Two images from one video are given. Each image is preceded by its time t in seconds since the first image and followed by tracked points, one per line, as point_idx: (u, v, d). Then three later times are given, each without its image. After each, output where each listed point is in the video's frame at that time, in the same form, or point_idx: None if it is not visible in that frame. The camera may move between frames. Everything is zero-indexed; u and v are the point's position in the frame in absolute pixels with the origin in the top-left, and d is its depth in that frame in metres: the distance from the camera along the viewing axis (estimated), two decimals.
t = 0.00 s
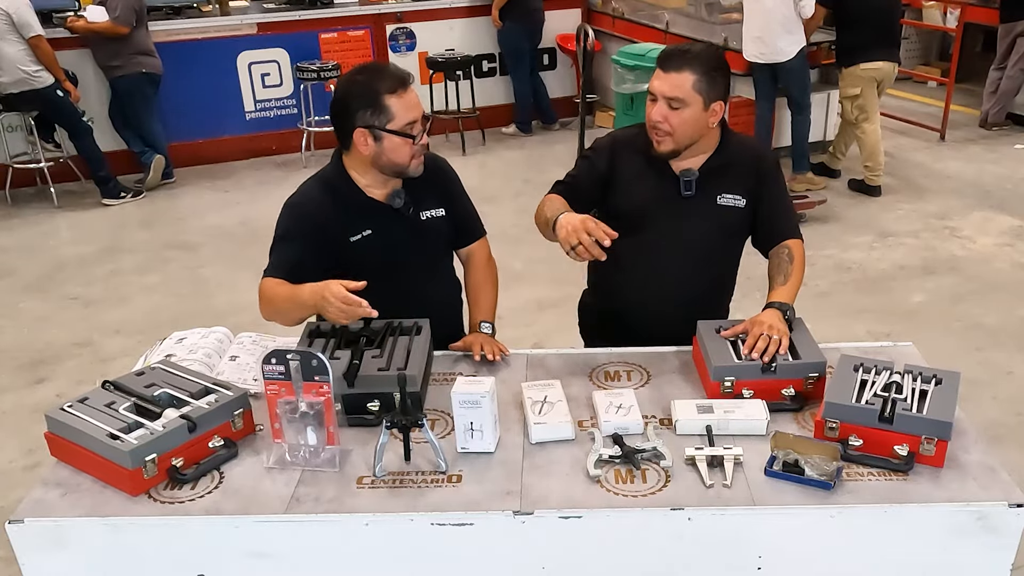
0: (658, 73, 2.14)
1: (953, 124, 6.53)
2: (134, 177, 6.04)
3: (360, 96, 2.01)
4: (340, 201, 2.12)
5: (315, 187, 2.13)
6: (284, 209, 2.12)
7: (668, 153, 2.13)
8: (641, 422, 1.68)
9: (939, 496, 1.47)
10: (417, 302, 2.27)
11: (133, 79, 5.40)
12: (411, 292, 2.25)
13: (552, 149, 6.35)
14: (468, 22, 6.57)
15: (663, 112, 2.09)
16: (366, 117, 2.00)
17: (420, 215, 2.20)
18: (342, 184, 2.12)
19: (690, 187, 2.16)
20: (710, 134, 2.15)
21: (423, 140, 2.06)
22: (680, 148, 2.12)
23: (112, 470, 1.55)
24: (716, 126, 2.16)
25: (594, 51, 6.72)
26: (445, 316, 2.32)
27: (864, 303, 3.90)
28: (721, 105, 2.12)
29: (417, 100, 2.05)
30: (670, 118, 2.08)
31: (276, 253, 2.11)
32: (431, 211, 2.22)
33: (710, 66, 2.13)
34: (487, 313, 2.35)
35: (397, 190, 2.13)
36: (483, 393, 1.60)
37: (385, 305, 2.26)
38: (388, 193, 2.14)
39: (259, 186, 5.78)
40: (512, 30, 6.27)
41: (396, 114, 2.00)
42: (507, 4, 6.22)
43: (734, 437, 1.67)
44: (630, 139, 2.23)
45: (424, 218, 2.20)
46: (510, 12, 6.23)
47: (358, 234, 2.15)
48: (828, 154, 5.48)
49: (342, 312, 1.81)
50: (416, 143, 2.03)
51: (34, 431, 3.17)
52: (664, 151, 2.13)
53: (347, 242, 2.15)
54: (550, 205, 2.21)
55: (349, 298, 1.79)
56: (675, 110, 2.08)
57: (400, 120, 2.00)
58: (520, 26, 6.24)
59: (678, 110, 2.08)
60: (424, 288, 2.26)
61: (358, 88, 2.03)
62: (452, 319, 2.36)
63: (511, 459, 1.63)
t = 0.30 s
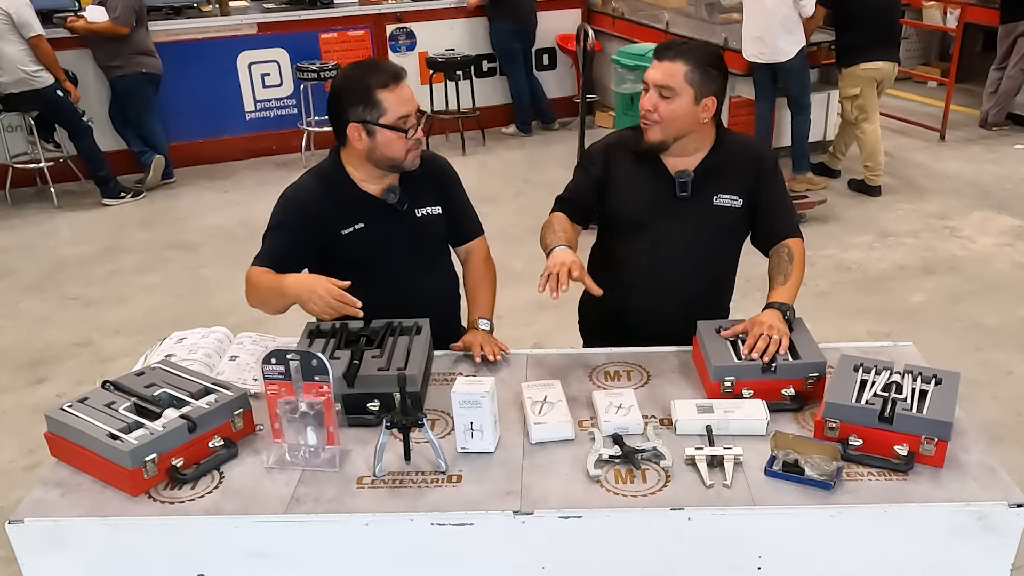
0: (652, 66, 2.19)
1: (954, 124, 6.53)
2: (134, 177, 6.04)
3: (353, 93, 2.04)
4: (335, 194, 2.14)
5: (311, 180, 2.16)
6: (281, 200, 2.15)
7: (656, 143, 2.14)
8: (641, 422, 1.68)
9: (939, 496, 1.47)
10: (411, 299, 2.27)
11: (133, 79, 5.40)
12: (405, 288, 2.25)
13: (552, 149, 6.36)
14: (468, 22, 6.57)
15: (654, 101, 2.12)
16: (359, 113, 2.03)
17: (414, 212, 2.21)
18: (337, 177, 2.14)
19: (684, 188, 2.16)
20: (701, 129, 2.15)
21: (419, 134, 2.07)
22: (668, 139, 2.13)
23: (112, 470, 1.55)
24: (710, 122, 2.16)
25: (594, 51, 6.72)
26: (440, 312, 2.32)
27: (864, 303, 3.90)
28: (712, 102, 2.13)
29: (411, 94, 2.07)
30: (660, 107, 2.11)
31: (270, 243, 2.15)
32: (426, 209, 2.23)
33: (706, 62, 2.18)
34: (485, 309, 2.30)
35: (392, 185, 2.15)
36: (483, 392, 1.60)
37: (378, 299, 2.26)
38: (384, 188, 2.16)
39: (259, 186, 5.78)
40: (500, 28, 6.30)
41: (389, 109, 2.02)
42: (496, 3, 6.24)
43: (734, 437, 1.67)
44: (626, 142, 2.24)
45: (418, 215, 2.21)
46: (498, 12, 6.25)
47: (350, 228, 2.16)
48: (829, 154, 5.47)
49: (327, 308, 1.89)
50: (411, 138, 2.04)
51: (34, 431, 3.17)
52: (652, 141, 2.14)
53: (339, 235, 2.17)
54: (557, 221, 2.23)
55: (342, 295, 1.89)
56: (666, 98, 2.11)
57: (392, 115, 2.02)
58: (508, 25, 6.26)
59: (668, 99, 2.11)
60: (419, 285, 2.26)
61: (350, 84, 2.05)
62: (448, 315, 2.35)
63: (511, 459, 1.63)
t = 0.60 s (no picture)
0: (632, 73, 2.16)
1: (953, 124, 6.53)
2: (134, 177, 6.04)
3: (354, 87, 2.05)
4: (337, 187, 2.15)
5: (313, 173, 2.17)
6: (284, 193, 2.17)
7: (643, 151, 2.14)
8: (641, 422, 1.68)
9: (939, 496, 1.47)
10: (411, 293, 2.26)
11: (133, 79, 5.40)
12: (404, 282, 2.25)
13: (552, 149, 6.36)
14: (468, 22, 6.57)
15: (636, 111, 2.11)
16: (360, 107, 2.04)
17: (415, 207, 2.21)
18: (339, 171, 2.15)
19: (673, 187, 2.16)
20: (686, 134, 2.15)
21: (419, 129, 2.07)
22: (654, 146, 2.13)
23: (112, 470, 1.55)
24: (694, 125, 2.15)
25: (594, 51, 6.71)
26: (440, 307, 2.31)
27: (864, 303, 3.90)
28: (695, 105, 2.11)
29: (411, 89, 2.08)
30: (642, 117, 2.10)
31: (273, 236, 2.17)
32: (429, 204, 2.23)
33: (684, 66, 2.14)
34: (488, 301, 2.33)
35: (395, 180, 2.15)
36: (483, 393, 1.60)
37: (377, 294, 2.26)
38: (386, 182, 2.17)
39: (259, 186, 5.78)
40: (500, 28, 6.30)
41: (390, 102, 2.02)
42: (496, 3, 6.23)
43: (734, 437, 1.67)
44: (612, 144, 2.24)
45: (420, 210, 2.21)
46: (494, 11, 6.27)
47: (350, 221, 2.17)
48: (828, 154, 5.47)
49: (305, 303, 1.93)
50: (411, 132, 2.05)
51: (34, 431, 3.17)
52: (639, 149, 2.15)
53: (340, 228, 2.17)
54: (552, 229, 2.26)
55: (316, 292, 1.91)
56: (647, 107, 2.09)
57: (391, 109, 2.02)
58: (508, 25, 6.27)
59: (649, 108, 2.09)
60: (418, 280, 2.26)
61: (351, 78, 2.07)
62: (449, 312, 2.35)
63: (511, 459, 1.63)
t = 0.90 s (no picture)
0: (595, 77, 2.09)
1: (953, 124, 6.53)
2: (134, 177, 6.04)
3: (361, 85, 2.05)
4: (348, 181, 2.16)
5: (325, 165, 2.17)
6: (296, 186, 2.18)
7: (616, 157, 2.11)
8: (641, 422, 1.68)
9: (939, 496, 1.47)
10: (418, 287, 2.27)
11: (133, 79, 5.40)
12: (412, 276, 2.25)
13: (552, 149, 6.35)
14: (468, 22, 6.57)
15: (602, 118, 2.07)
16: (367, 105, 2.04)
17: (426, 200, 2.22)
18: (351, 164, 2.16)
19: (646, 188, 2.16)
20: (656, 133, 2.12)
21: (425, 127, 2.06)
22: (627, 150, 2.10)
23: (111, 470, 1.55)
24: (663, 124, 2.12)
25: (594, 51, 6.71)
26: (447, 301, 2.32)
27: (865, 303, 3.90)
28: (662, 104, 2.08)
29: (420, 87, 2.06)
30: (610, 123, 2.06)
31: (287, 229, 2.18)
32: (439, 198, 2.23)
33: (646, 65, 2.08)
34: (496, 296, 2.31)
35: (405, 174, 2.16)
36: (483, 393, 1.60)
37: (386, 288, 2.26)
38: (397, 176, 2.17)
39: (259, 186, 5.78)
40: (500, 28, 6.30)
41: (394, 101, 2.02)
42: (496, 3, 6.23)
43: (734, 437, 1.67)
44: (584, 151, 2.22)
45: (431, 204, 2.22)
46: (494, 11, 6.27)
47: (361, 213, 2.17)
48: (829, 154, 5.47)
49: (302, 310, 1.94)
50: (415, 131, 2.04)
51: (34, 431, 3.17)
52: (612, 155, 2.12)
53: (350, 221, 2.18)
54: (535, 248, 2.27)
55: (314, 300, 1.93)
56: (613, 114, 2.05)
57: (396, 108, 2.02)
58: (508, 25, 6.26)
59: (616, 115, 2.05)
60: (425, 274, 2.26)
61: (360, 75, 2.07)
62: (456, 305, 2.35)
63: (511, 459, 1.63)
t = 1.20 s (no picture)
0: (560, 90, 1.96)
1: (953, 124, 6.53)
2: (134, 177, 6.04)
3: (369, 81, 1.98)
4: (359, 175, 2.17)
5: (340, 157, 2.19)
6: (312, 175, 2.20)
7: (586, 171, 2.02)
8: (641, 422, 1.68)
9: (939, 496, 1.47)
10: (420, 282, 2.30)
11: (133, 79, 5.40)
12: (416, 272, 2.28)
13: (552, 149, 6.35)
14: (468, 22, 6.57)
15: (570, 135, 1.96)
16: (370, 102, 1.98)
17: (434, 201, 2.22)
18: (366, 160, 2.17)
19: (621, 202, 2.10)
20: (626, 144, 2.03)
21: (417, 140, 1.99)
22: (596, 164, 2.01)
23: (111, 469, 1.55)
24: (634, 136, 2.03)
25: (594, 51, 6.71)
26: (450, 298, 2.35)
27: (865, 303, 3.90)
28: (631, 116, 1.98)
29: (424, 96, 1.96)
30: (579, 141, 1.96)
31: (301, 216, 2.21)
32: (449, 199, 2.24)
33: (613, 78, 1.96)
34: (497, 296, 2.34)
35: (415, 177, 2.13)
36: (483, 392, 1.60)
37: (390, 282, 2.29)
38: (408, 175, 2.16)
39: (259, 186, 5.78)
40: (500, 29, 6.30)
41: (387, 109, 1.94)
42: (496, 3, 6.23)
43: (734, 437, 1.67)
44: (554, 165, 2.14)
45: (439, 205, 2.23)
46: (495, 12, 6.27)
47: (369, 208, 2.19)
48: (829, 154, 5.47)
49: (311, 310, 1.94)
50: (405, 143, 1.98)
51: (34, 431, 3.17)
52: (581, 169, 2.02)
53: (359, 215, 2.20)
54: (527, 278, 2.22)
55: (326, 302, 1.92)
56: (581, 131, 1.94)
57: (383, 118, 1.96)
58: (509, 24, 6.26)
59: (584, 132, 1.94)
60: (429, 273, 2.29)
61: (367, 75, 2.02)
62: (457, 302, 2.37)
63: (511, 459, 1.63)
